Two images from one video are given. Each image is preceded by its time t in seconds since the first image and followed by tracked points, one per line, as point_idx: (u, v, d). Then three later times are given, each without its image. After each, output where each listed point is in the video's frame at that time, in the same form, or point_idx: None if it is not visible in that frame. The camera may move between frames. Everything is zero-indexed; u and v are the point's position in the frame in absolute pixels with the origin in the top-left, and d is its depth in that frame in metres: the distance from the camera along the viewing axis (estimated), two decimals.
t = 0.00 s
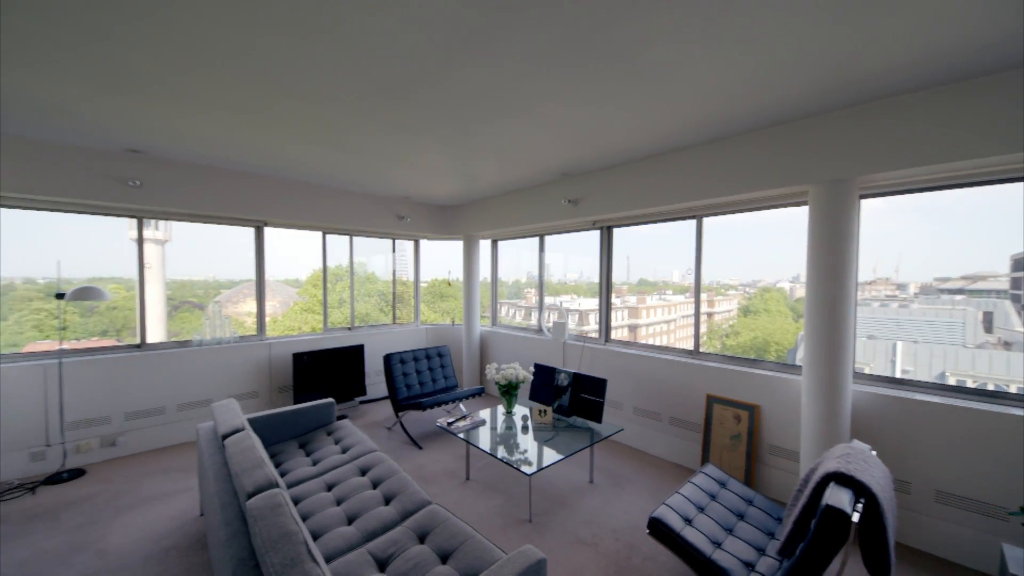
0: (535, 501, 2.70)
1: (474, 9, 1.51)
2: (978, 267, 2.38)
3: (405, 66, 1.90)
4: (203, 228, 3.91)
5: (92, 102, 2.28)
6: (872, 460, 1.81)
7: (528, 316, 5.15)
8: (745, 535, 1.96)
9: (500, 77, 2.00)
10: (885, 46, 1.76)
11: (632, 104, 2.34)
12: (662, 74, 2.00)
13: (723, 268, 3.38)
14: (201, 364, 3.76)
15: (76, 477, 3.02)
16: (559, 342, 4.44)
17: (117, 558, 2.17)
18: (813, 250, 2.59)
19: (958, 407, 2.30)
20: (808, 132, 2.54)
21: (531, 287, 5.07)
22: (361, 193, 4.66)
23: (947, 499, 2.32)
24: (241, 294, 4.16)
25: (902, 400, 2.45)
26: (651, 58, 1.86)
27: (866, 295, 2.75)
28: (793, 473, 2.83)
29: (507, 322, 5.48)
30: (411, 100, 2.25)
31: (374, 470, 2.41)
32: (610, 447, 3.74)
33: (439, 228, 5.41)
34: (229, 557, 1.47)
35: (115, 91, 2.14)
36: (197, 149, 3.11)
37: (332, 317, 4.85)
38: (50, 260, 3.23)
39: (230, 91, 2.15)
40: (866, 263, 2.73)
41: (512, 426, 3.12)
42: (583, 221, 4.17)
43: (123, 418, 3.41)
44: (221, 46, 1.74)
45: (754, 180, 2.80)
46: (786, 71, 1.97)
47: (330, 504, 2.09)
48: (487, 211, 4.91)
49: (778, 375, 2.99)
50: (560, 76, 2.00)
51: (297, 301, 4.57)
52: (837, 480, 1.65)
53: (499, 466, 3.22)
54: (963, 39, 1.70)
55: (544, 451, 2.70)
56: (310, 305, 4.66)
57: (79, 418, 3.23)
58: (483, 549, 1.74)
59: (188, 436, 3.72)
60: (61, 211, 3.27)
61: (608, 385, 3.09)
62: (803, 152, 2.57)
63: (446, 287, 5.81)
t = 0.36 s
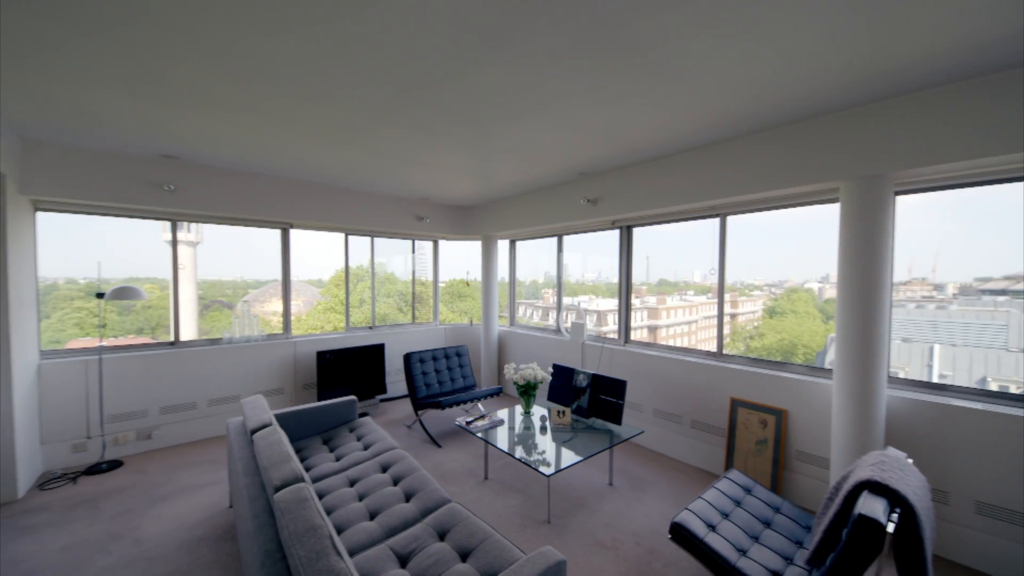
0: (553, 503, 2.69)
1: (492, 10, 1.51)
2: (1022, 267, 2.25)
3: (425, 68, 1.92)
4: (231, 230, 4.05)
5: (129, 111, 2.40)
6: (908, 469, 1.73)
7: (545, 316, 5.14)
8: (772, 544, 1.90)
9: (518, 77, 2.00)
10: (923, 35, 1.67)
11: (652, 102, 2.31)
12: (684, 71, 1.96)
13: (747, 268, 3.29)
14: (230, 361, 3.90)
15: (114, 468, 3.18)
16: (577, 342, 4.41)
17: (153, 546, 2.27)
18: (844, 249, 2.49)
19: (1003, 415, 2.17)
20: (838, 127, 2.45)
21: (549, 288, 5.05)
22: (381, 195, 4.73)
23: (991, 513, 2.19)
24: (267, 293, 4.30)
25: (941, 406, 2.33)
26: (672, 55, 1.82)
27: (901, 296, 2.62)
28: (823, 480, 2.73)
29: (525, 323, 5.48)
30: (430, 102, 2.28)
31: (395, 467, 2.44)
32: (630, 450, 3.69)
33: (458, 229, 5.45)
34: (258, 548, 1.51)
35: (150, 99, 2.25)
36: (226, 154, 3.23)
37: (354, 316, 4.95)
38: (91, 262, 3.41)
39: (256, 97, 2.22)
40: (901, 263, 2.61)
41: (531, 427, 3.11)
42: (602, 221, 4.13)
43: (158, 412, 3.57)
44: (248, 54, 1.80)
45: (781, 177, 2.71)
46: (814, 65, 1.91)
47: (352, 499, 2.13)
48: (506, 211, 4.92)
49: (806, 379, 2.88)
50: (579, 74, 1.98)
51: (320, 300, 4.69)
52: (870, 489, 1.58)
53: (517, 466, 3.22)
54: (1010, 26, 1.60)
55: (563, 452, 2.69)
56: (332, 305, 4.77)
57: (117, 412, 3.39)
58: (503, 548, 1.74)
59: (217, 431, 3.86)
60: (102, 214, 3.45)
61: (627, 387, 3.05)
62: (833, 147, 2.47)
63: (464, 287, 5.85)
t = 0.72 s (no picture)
0: (572, 505, 2.67)
1: (510, 11, 1.51)
2: None
3: (444, 71, 1.94)
4: (258, 232, 4.19)
5: (163, 117, 2.50)
6: (947, 478, 1.64)
7: (563, 316, 5.12)
8: (800, 553, 1.83)
9: (537, 77, 2.00)
10: (964, 23, 1.58)
11: (674, 99, 2.27)
12: (707, 67, 1.92)
13: (773, 267, 3.20)
14: (257, 359, 4.03)
15: (149, 460, 3.33)
16: (596, 343, 4.37)
17: (186, 536, 2.37)
18: (879, 248, 2.38)
19: None
20: (872, 121, 2.35)
21: (567, 288, 5.03)
22: (401, 197, 4.81)
23: None
24: (292, 293, 4.42)
25: (983, 413, 2.20)
26: (694, 51, 1.78)
27: (937, 296, 2.50)
28: (855, 488, 2.62)
29: (543, 323, 5.46)
30: (449, 104, 2.30)
31: (415, 465, 2.47)
32: (650, 452, 3.64)
33: (476, 230, 5.48)
34: (284, 540, 1.56)
35: (183, 106, 2.34)
36: (253, 158, 3.34)
37: (374, 316, 5.04)
38: (129, 263, 3.58)
39: (281, 102, 2.29)
40: (937, 262, 2.49)
41: (549, 428, 3.10)
42: (621, 220, 4.09)
43: (190, 407, 3.71)
44: (274, 61, 1.85)
45: (809, 174, 2.62)
46: (845, 58, 1.83)
47: (374, 495, 2.17)
48: (524, 212, 4.92)
49: (837, 383, 2.78)
50: (598, 73, 1.97)
51: (342, 300, 4.79)
52: (906, 498, 1.51)
53: (536, 467, 3.21)
54: None
55: (582, 453, 2.67)
56: (354, 305, 4.87)
57: (152, 406, 3.55)
58: (522, 548, 1.74)
59: (244, 426, 4.00)
60: (139, 217, 3.62)
61: (648, 389, 3.00)
62: (866, 142, 2.37)
63: (482, 287, 5.88)
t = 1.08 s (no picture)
0: (591, 507, 2.65)
1: (531, 12, 1.51)
2: None
3: (465, 73, 1.96)
4: (284, 233, 4.31)
5: (196, 124, 2.61)
6: (991, 488, 1.56)
7: (581, 317, 5.08)
8: (830, 563, 1.76)
9: (557, 77, 2.00)
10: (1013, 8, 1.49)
11: (697, 96, 2.22)
12: (732, 62, 1.87)
13: (801, 267, 3.10)
14: (283, 357, 4.15)
15: (182, 453, 3.47)
16: (615, 344, 4.32)
17: (216, 527, 2.46)
18: (917, 247, 2.27)
19: None
20: (909, 114, 2.24)
21: (585, 288, 5.00)
22: (420, 198, 4.87)
23: None
24: (316, 293, 4.54)
25: None
26: (719, 46, 1.74)
27: (979, 298, 2.37)
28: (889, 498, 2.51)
29: (561, 323, 5.44)
30: (469, 106, 2.32)
31: (435, 463, 2.50)
32: (671, 456, 3.57)
33: (495, 230, 5.51)
34: (310, 533, 1.60)
35: (214, 113, 2.43)
36: (280, 162, 3.45)
37: (394, 315, 5.12)
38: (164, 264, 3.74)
39: (307, 107, 2.35)
40: (979, 261, 2.35)
41: (568, 429, 3.08)
42: (641, 220, 4.03)
43: (221, 403, 3.86)
44: (301, 67, 1.91)
45: (840, 170, 2.52)
46: (880, 48, 1.76)
47: (395, 492, 2.21)
48: (542, 212, 4.91)
49: (870, 387, 2.66)
50: (619, 70, 1.95)
51: (363, 300, 4.88)
52: (945, 509, 1.43)
53: (555, 468, 3.20)
54: None
55: (601, 455, 2.64)
56: (375, 304, 4.97)
57: (185, 401, 3.70)
58: (541, 549, 1.73)
59: (271, 422, 4.12)
60: (173, 220, 3.78)
61: (669, 391, 2.94)
62: (902, 136, 2.27)
63: (501, 287, 5.90)
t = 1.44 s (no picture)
0: (612, 509, 2.62)
1: (553, 12, 1.51)
2: None
3: (485, 74, 1.97)
4: (309, 235, 4.43)
5: (228, 130, 2.72)
6: None
7: (601, 317, 5.03)
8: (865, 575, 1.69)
9: (577, 76, 1.99)
10: None
11: (722, 91, 2.17)
12: (759, 56, 1.82)
13: (832, 266, 2.98)
14: (308, 355, 4.27)
15: (214, 446, 3.61)
16: (636, 345, 4.27)
17: (246, 518, 2.55)
18: (959, 246, 2.15)
19: None
20: (951, 105, 2.13)
21: (605, 289, 4.95)
22: (441, 199, 4.92)
23: None
24: (340, 292, 4.64)
25: None
26: (746, 39, 1.70)
27: None
28: (929, 509, 2.39)
29: (580, 324, 5.40)
30: (489, 107, 2.33)
31: (456, 461, 2.52)
32: (694, 460, 3.50)
33: (514, 230, 5.52)
34: (335, 526, 1.64)
35: (245, 119, 2.53)
36: (306, 166, 3.55)
37: (415, 315, 5.20)
38: (198, 264, 3.91)
39: (332, 112, 2.41)
40: None
41: (588, 430, 3.06)
42: (663, 219, 3.97)
43: (250, 399, 4.00)
44: (327, 73, 1.96)
45: (875, 166, 2.41)
46: (922, 36, 1.67)
47: (417, 489, 2.24)
48: (562, 212, 4.89)
49: (907, 392, 2.54)
50: (641, 68, 1.92)
51: (384, 300, 4.97)
52: (989, 521, 1.35)
53: (574, 469, 3.18)
54: None
55: (622, 458, 2.61)
56: (395, 304, 5.05)
57: (217, 397, 3.85)
58: (562, 551, 1.72)
59: (296, 418, 4.25)
60: (207, 223, 3.94)
61: (693, 393, 2.88)
62: (944, 129, 2.15)
63: (520, 288, 5.90)
